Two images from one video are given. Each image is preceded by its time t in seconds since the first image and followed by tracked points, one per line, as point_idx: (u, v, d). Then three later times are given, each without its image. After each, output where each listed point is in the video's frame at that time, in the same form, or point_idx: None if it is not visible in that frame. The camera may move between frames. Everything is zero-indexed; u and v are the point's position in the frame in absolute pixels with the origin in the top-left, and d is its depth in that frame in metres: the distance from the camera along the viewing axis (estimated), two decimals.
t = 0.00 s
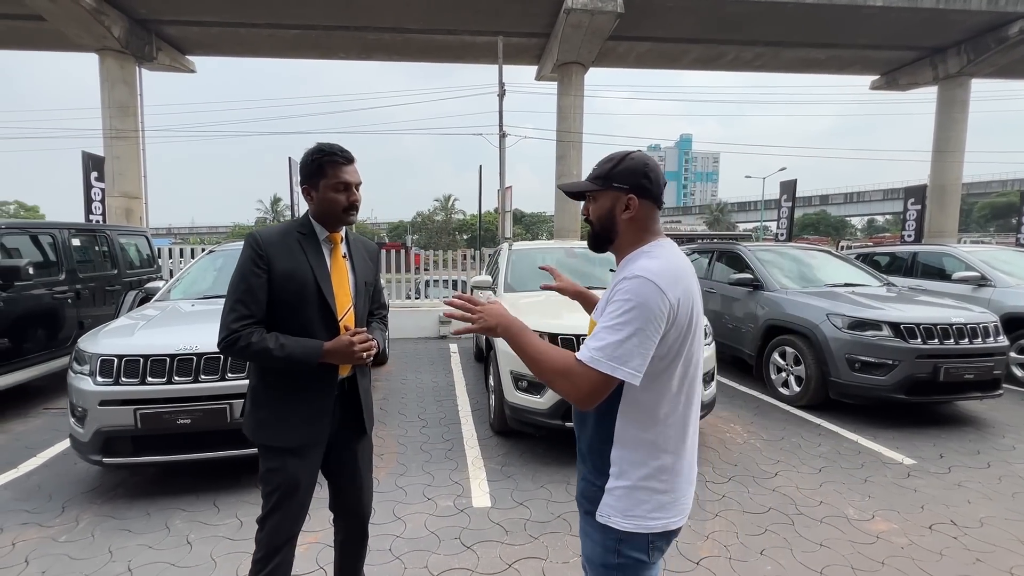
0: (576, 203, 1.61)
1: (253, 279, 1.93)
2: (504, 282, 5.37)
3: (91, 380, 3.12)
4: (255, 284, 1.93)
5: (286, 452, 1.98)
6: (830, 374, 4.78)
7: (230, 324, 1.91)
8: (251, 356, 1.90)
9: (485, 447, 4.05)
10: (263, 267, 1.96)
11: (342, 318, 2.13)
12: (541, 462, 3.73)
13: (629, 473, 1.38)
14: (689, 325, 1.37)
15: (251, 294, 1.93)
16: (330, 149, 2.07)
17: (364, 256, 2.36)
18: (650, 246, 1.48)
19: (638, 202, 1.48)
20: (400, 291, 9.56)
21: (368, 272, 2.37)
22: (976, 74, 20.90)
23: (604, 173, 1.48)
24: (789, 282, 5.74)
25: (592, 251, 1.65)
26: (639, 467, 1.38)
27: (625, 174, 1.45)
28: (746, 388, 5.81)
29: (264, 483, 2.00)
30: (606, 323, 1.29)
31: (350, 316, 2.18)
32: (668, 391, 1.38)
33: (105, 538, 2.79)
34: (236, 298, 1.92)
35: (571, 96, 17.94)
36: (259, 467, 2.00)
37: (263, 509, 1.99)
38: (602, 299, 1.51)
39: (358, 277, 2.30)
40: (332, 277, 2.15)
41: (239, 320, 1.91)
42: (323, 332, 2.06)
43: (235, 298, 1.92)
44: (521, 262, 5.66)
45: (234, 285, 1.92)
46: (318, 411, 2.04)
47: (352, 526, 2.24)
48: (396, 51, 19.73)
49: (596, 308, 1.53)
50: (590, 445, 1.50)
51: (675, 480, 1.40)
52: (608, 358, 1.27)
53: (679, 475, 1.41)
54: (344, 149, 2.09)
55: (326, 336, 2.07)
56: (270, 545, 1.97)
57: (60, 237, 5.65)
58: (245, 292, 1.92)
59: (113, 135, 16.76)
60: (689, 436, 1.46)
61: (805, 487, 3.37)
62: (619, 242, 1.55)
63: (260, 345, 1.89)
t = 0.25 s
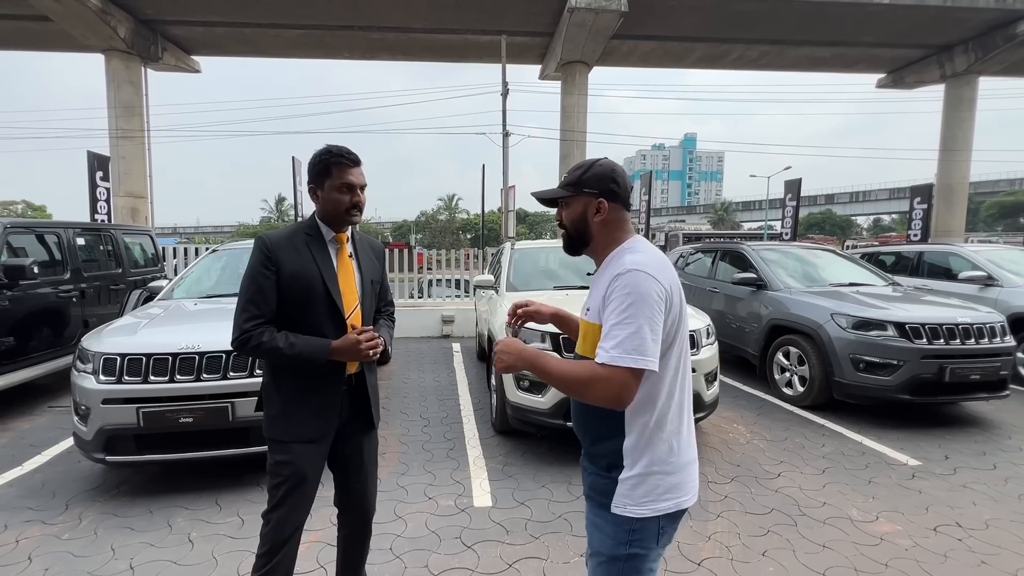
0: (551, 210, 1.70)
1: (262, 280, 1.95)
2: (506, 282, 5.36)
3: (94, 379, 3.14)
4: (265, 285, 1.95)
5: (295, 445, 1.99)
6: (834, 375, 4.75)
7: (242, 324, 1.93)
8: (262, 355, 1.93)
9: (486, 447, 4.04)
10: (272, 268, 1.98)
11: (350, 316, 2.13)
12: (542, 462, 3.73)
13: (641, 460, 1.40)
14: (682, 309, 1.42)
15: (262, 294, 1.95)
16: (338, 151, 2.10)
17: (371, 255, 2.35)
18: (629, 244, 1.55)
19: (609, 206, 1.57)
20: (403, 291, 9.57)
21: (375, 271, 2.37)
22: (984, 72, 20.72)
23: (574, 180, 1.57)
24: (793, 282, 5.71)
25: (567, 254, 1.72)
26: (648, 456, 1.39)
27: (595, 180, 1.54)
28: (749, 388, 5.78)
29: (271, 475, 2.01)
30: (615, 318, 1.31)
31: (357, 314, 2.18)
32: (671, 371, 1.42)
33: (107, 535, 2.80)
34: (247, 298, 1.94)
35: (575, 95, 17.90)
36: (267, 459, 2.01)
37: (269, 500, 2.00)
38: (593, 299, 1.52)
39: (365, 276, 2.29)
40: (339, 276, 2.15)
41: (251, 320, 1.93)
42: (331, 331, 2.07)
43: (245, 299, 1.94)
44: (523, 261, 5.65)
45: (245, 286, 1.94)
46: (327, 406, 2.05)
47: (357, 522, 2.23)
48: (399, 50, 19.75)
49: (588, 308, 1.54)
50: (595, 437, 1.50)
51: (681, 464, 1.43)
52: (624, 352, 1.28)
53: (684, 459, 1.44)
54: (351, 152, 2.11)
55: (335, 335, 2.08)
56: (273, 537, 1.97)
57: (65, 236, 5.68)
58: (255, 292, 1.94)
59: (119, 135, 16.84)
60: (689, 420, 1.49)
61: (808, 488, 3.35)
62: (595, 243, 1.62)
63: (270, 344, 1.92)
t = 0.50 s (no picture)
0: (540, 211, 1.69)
1: (263, 275, 1.96)
2: (507, 281, 5.36)
3: (94, 378, 3.14)
4: (266, 280, 1.96)
5: (300, 436, 1.98)
6: (836, 375, 4.73)
7: (246, 319, 1.93)
8: (266, 348, 1.93)
9: (487, 446, 4.04)
10: (272, 263, 1.98)
11: (350, 308, 2.15)
12: (543, 461, 3.72)
13: (659, 454, 1.44)
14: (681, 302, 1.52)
15: (264, 289, 1.95)
16: (337, 149, 2.10)
17: (366, 251, 2.36)
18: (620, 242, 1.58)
19: (599, 208, 1.57)
20: (404, 290, 9.58)
21: (372, 266, 2.38)
22: (986, 71, 20.66)
23: (568, 183, 1.56)
24: (794, 281, 5.70)
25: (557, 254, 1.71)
26: (665, 447, 1.44)
27: (588, 183, 1.54)
28: (750, 388, 5.77)
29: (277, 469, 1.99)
30: (634, 317, 1.36)
31: (357, 306, 2.19)
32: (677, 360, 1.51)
33: (108, 534, 2.81)
34: (249, 294, 1.94)
35: (576, 95, 17.90)
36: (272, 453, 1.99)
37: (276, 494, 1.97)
38: (594, 299, 1.53)
39: (363, 270, 2.30)
40: (337, 270, 2.16)
41: (254, 314, 1.94)
42: (333, 323, 2.07)
43: (247, 294, 1.94)
44: (524, 261, 5.65)
45: (246, 281, 1.95)
46: (331, 399, 2.06)
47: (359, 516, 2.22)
48: (400, 50, 19.76)
49: (588, 309, 1.55)
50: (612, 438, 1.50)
51: (692, 450, 1.50)
52: (647, 348, 1.34)
53: (695, 446, 1.51)
54: (350, 150, 2.12)
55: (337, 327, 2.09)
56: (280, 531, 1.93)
57: (66, 236, 5.68)
58: (258, 287, 1.94)
59: (121, 134, 16.88)
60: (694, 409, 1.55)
61: (809, 488, 3.34)
62: (587, 243, 1.62)
63: (274, 336, 1.92)
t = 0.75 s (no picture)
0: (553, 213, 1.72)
1: (250, 275, 1.97)
2: (507, 281, 5.35)
3: (92, 378, 3.13)
4: (253, 280, 1.96)
5: (293, 436, 2.00)
6: (835, 375, 4.73)
7: (233, 319, 1.93)
8: (256, 347, 1.93)
9: (486, 446, 4.03)
10: (258, 262, 1.99)
11: (338, 306, 2.15)
12: (542, 462, 3.72)
13: (671, 450, 1.55)
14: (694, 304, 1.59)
15: (251, 288, 1.96)
16: (322, 150, 2.13)
17: (352, 250, 2.37)
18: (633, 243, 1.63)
19: (614, 209, 1.62)
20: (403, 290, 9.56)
21: (358, 264, 2.39)
22: (985, 72, 20.69)
23: (583, 184, 1.60)
24: (793, 282, 5.70)
25: (568, 254, 1.72)
26: (680, 443, 1.56)
27: (603, 184, 1.59)
28: (749, 388, 5.77)
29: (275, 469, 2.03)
30: (656, 316, 1.41)
31: (344, 303, 2.20)
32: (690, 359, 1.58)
33: (107, 534, 2.80)
34: (237, 294, 1.95)
35: (576, 94, 17.89)
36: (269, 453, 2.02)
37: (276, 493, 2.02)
38: (611, 299, 1.55)
39: (348, 267, 2.31)
40: (323, 268, 2.16)
41: (242, 313, 1.94)
42: (322, 320, 2.07)
43: (235, 295, 1.95)
44: (523, 260, 5.64)
45: (232, 281, 1.95)
46: (325, 396, 2.06)
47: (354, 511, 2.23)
48: (400, 50, 19.74)
49: (604, 308, 1.57)
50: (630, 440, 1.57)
51: (701, 445, 1.61)
52: (669, 346, 1.40)
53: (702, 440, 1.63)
54: (335, 151, 2.15)
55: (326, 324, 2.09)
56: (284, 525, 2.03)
57: (64, 235, 5.66)
58: (244, 286, 1.95)
59: (120, 133, 16.85)
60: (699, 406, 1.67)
61: (808, 488, 3.34)
62: (601, 242, 1.65)
63: (263, 335, 1.92)
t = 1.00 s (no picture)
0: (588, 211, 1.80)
1: (222, 276, 2.02)
2: (505, 281, 5.34)
3: (87, 379, 3.10)
4: (225, 281, 2.02)
5: (264, 437, 2.10)
6: (832, 376, 4.74)
7: (203, 319, 1.99)
8: (224, 348, 2.00)
9: (484, 448, 4.02)
10: (231, 264, 2.05)
11: (310, 309, 2.21)
12: (540, 462, 3.71)
13: (687, 443, 1.67)
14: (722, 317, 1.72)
15: (222, 289, 2.01)
16: (300, 153, 2.19)
17: (328, 252, 2.44)
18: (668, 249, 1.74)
19: (652, 213, 1.71)
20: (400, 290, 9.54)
21: (333, 267, 2.45)
22: (979, 74, 20.82)
23: (623, 186, 1.69)
24: (790, 282, 5.73)
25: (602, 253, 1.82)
26: (695, 439, 1.68)
27: (644, 188, 1.68)
28: (747, 388, 5.78)
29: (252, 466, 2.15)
30: (698, 326, 1.53)
31: (318, 307, 2.26)
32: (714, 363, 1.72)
33: (101, 537, 2.78)
34: (207, 295, 2.00)
35: (573, 95, 17.89)
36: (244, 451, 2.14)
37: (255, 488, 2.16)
38: (647, 301, 1.67)
39: (323, 270, 2.37)
40: (298, 270, 2.23)
41: (212, 314, 2.00)
42: (293, 323, 2.14)
43: (206, 295, 2.01)
44: (521, 260, 5.63)
45: (204, 281, 2.01)
46: (293, 397, 2.14)
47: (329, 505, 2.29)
48: (397, 49, 19.70)
49: (639, 309, 1.68)
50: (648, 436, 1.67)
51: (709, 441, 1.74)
52: (709, 355, 1.52)
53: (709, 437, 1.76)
54: (313, 154, 2.22)
55: (296, 326, 2.15)
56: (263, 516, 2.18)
57: (58, 234, 5.62)
58: (216, 287, 2.00)
59: (115, 132, 16.74)
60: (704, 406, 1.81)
61: (806, 489, 3.34)
62: (636, 244, 1.75)
63: (232, 337, 1.99)
